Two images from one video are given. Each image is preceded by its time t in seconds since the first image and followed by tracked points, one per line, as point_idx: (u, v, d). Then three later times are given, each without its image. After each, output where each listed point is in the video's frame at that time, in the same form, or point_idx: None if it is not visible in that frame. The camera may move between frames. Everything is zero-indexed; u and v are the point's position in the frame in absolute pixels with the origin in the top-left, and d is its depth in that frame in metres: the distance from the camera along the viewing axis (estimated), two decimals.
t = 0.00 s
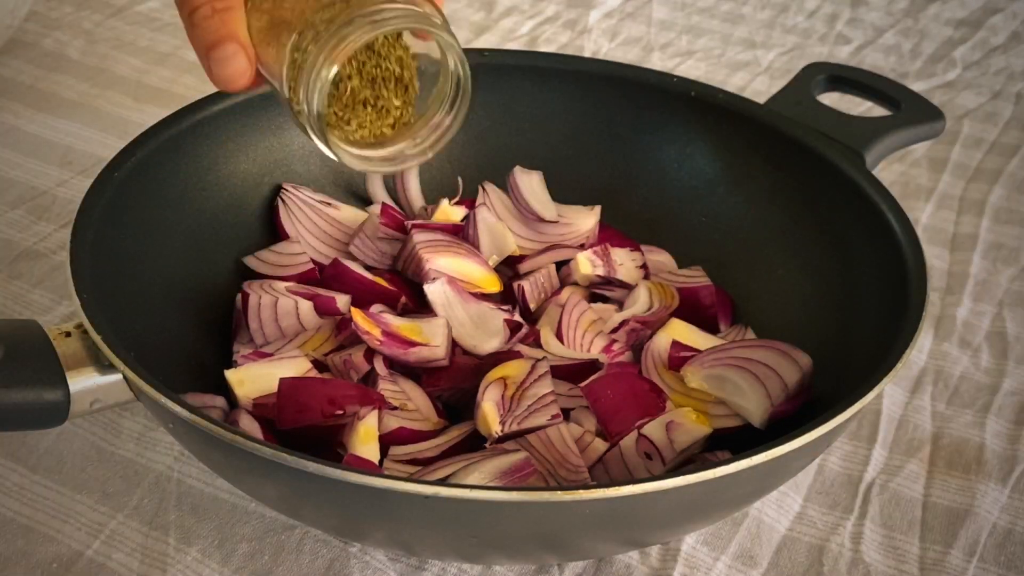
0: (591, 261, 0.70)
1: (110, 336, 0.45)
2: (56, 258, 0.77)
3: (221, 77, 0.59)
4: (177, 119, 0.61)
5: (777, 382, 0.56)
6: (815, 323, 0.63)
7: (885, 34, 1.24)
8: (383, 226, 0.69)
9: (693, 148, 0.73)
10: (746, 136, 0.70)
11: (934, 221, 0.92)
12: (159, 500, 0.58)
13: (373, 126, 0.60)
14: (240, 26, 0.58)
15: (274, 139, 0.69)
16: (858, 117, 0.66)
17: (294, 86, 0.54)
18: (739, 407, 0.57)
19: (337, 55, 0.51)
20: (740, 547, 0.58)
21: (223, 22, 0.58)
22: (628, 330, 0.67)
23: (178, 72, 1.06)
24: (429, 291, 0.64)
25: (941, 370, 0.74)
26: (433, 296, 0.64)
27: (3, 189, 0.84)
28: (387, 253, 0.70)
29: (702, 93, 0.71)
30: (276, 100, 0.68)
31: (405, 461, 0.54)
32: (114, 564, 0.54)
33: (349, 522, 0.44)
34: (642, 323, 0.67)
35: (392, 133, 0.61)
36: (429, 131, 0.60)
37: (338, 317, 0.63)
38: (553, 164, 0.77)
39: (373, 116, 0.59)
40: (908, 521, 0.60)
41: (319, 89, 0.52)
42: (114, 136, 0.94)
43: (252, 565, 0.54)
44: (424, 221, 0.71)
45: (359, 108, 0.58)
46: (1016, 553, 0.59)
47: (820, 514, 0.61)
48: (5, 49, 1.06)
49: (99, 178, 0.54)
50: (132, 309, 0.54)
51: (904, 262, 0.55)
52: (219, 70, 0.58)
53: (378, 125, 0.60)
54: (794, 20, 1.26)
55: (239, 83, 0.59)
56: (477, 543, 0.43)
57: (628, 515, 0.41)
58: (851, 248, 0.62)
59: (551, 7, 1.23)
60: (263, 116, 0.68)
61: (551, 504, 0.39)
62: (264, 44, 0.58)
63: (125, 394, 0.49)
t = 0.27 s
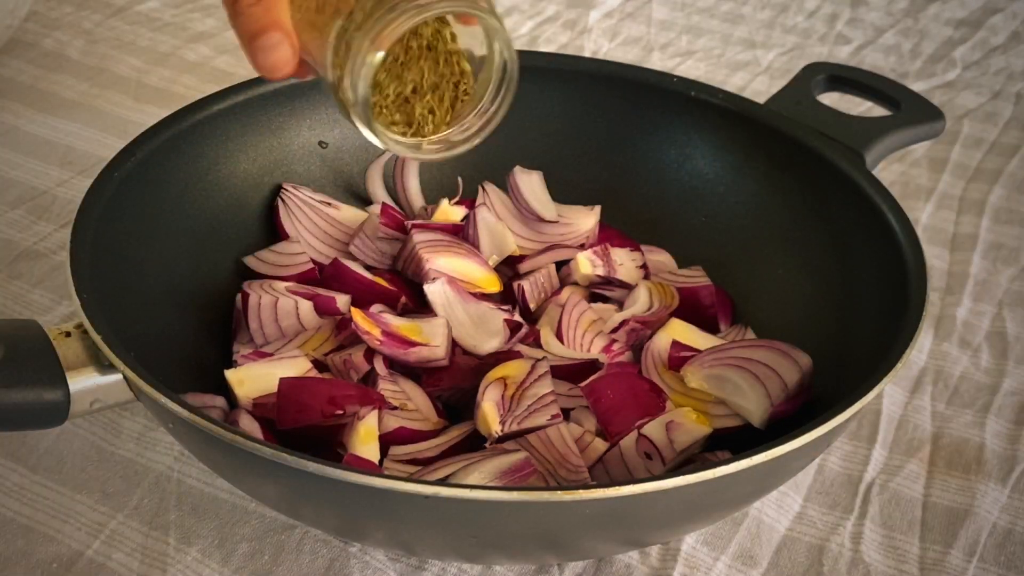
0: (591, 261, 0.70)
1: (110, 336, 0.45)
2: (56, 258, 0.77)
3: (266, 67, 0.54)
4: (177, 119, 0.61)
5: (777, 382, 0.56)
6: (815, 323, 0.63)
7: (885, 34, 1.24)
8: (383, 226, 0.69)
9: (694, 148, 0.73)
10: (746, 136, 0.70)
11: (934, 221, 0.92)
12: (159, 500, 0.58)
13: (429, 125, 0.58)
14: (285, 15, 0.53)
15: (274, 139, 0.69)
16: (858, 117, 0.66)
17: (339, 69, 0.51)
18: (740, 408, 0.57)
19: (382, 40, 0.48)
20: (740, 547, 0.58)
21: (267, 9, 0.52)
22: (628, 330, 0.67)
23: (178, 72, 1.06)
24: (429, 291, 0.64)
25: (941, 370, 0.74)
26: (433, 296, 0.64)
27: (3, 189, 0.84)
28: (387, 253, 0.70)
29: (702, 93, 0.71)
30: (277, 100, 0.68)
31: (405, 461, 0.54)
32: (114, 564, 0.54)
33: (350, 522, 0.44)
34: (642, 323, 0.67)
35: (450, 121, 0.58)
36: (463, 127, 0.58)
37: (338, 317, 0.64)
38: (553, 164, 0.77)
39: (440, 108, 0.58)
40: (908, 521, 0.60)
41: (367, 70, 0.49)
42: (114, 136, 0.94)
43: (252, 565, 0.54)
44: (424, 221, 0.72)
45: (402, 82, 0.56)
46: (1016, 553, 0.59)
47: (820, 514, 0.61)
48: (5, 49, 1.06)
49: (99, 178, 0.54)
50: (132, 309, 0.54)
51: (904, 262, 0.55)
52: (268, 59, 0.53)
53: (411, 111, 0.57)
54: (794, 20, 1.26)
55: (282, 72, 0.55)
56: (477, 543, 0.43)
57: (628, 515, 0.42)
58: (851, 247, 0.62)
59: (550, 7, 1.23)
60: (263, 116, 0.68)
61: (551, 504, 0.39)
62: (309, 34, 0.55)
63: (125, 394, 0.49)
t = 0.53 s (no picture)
0: (591, 261, 0.71)
1: (110, 336, 0.45)
2: (56, 258, 0.77)
3: (262, 42, 0.63)
4: (177, 119, 0.61)
5: (777, 382, 0.56)
6: (815, 323, 0.63)
7: (885, 34, 1.24)
8: (383, 226, 0.69)
9: (694, 147, 0.73)
10: (746, 136, 0.70)
11: (934, 221, 0.92)
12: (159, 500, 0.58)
13: (438, 108, 0.65)
14: None
15: (274, 139, 0.69)
16: (857, 117, 0.66)
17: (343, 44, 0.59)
18: (739, 407, 0.57)
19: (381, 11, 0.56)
20: (740, 547, 0.58)
21: None
22: (627, 330, 0.67)
23: (178, 72, 1.06)
24: (429, 291, 0.64)
25: (941, 370, 0.74)
26: (433, 296, 0.64)
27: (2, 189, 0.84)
28: (387, 253, 0.70)
29: (702, 93, 0.71)
30: (277, 100, 0.68)
31: (405, 461, 0.54)
32: (114, 564, 0.54)
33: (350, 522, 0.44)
34: (641, 323, 0.68)
35: (458, 77, 0.66)
36: (476, 81, 0.66)
37: (338, 317, 0.64)
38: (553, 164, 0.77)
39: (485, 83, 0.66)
40: (908, 521, 0.60)
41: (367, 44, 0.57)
42: (114, 136, 0.94)
43: (252, 565, 0.54)
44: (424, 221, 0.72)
45: (406, 43, 0.63)
46: (1015, 552, 0.59)
47: (820, 514, 0.61)
48: (5, 49, 1.06)
49: (99, 178, 0.54)
50: (132, 309, 0.54)
51: (904, 261, 0.55)
52: (262, 32, 0.62)
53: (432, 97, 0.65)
54: (794, 20, 1.26)
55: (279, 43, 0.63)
56: (478, 543, 0.43)
57: (629, 515, 0.42)
58: (851, 247, 0.62)
59: (550, 7, 1.23)
60: (263, 116, 0.68)
61: (551, 504, 0.39)
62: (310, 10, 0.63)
63: (125, 394, 0.49)
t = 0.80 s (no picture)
0: (591, 261, 0.71)
1: (110, 336, 0.45)
2: (56, 258, 0.77)
3: None
4: (177, 119, 0.61)
5: (777, 382, 0.56)
6: (815, 323, 0.63)
7: (885, 34, 1.24)
8: (383, 226, 0.69)
9: (694, 147, 0.73)
10: (747, 136, 0.70)
11: (934, 221, 0.92)
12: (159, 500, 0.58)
13: None
14: None
15: (274, 139, 0.69)
16: (857, 117, 0.66)
17: None
18: (739, 407, 0.57)
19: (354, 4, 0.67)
20: (740, 547, 0.58)
21: None
22: (628, 330, 0.67)
23: (178, 72, 1.06)
24: (429, 290, 0.64)
25: (941, 370, 0.74)
26: (433, 296, 0.64)
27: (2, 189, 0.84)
28: (387, 253, 0.70)
29: (702, 93, 0.71)
30: (277, 99, 0.68)
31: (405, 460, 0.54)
32: (114, 564, 0.54)
33: (350, 522, 0.44)
34: (642, 323, 0.67)
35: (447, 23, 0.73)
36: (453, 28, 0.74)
37: (339, 317, 0.64)
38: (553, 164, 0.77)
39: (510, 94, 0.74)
40: (908, 521, 0.60)
41: None
42: (114, 136, 0.94)
43: (252, 565, 0.54)
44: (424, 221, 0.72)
45: None
46: (1015, 552, 0.59)
47: (820, 514, 0.61)
48: (5, 48, 1.06)
49: (98, 178, 0.54)
50: (132, 309, 0.54)
51: (904, 261, 0.55)
52: None
53: None
54: (794, 20, 1.26)
55: None
56: (478, 543, 0.43)
57: (629, 515, 0.42)
58: (851, 247, 0.62)
59: (551, 7, 1.23)
60: (262, 116, 0.68)
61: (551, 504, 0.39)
62: None
63: (125, 393, 0.49)
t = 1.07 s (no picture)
0: (591, 261, 0.71)
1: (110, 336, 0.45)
2: (57, 258, 0.77)
3: None
4: (178, 118, 0.61)
5: (778, 382, 0.56)
6: (814, 323, 0.63)
7: (884, 34, 1.24)
8: (383, 226, 0.69)
9: (694, 148, 0.73)
10: (746, 136, 0.70)
11: (934, 221, 0.92)
12: (160, 500, 0.58)
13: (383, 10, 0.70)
14: None
15: (274, 140, 0.69)
16: (857, 118, 0.66)
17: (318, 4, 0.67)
18: (740, 407, 0.57)
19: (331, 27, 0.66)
20: (740, 547, 0.58)
21: None
22: (628, 330, 0.66)
23: (178, 72, 1.06)
24: (429, 291, 0.64)
25: (941, 370, 0.74)
26: (433, 296, 0.64)
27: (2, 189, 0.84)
28: (386, 253, 0.70)
29: (702, 93, 0.71)
30: (277, 100, 0.68)
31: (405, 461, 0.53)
32: (114, 565, 0.54)
33: (350, 523, 0.44)
34: (642, 323, 0.67)
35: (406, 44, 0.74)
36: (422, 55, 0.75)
37: (339, 317, 0.64)
38: (553, 164, 0.77)
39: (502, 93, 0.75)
40: (908, 521, 0.60)
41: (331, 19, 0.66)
42: (114, 136, 0.94)
43: (252, 565, 0.54)
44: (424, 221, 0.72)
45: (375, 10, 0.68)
46: (1015, 552, 0.59)
47: (820, 514, 0.61)
48: (6, 49, 1.06)
49: (98, 178, 0.54)
50: (132, 309, 0.54)
51: (904, 261, 0.55)
52: None
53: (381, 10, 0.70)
54: (794, 20, 1.26)
55: None
56: (478, 543, 0.43)
57: (629, 515, 0.42)
58: (850, 247, 0.62)
59: (551, 8, 1.24)
60: (263, 116, 0.68)
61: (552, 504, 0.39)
62: None
63: (125, 393, 0.49)
